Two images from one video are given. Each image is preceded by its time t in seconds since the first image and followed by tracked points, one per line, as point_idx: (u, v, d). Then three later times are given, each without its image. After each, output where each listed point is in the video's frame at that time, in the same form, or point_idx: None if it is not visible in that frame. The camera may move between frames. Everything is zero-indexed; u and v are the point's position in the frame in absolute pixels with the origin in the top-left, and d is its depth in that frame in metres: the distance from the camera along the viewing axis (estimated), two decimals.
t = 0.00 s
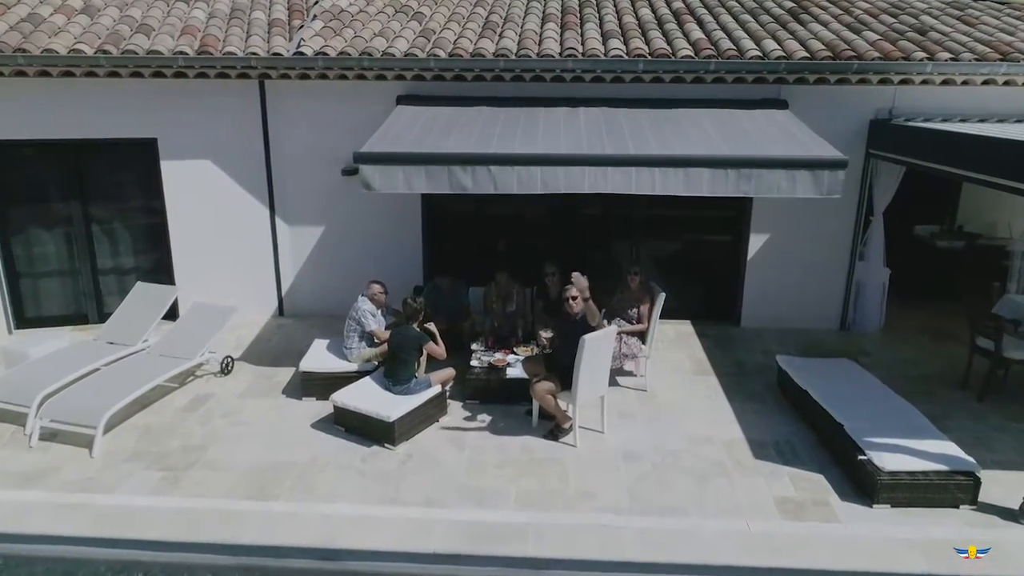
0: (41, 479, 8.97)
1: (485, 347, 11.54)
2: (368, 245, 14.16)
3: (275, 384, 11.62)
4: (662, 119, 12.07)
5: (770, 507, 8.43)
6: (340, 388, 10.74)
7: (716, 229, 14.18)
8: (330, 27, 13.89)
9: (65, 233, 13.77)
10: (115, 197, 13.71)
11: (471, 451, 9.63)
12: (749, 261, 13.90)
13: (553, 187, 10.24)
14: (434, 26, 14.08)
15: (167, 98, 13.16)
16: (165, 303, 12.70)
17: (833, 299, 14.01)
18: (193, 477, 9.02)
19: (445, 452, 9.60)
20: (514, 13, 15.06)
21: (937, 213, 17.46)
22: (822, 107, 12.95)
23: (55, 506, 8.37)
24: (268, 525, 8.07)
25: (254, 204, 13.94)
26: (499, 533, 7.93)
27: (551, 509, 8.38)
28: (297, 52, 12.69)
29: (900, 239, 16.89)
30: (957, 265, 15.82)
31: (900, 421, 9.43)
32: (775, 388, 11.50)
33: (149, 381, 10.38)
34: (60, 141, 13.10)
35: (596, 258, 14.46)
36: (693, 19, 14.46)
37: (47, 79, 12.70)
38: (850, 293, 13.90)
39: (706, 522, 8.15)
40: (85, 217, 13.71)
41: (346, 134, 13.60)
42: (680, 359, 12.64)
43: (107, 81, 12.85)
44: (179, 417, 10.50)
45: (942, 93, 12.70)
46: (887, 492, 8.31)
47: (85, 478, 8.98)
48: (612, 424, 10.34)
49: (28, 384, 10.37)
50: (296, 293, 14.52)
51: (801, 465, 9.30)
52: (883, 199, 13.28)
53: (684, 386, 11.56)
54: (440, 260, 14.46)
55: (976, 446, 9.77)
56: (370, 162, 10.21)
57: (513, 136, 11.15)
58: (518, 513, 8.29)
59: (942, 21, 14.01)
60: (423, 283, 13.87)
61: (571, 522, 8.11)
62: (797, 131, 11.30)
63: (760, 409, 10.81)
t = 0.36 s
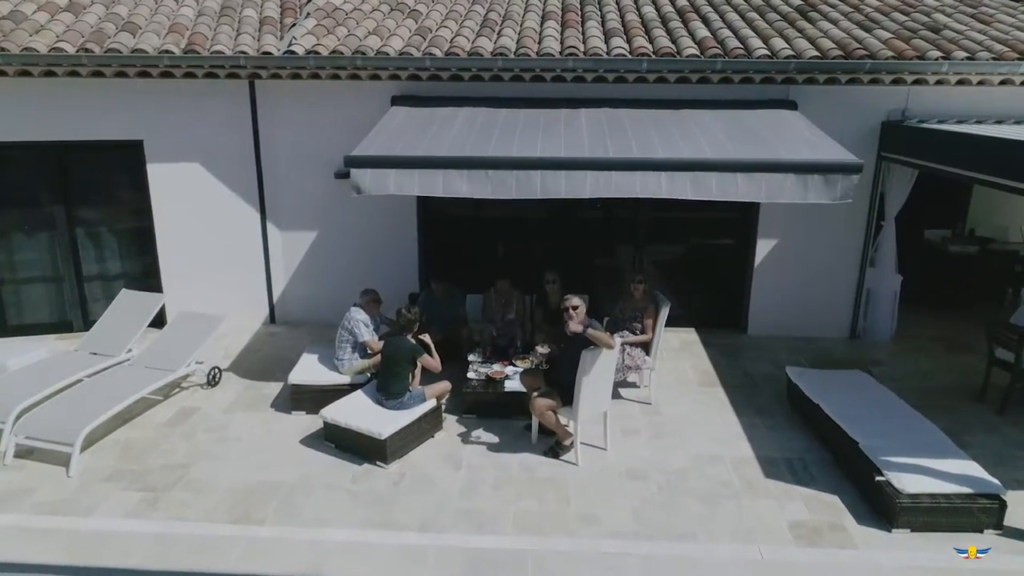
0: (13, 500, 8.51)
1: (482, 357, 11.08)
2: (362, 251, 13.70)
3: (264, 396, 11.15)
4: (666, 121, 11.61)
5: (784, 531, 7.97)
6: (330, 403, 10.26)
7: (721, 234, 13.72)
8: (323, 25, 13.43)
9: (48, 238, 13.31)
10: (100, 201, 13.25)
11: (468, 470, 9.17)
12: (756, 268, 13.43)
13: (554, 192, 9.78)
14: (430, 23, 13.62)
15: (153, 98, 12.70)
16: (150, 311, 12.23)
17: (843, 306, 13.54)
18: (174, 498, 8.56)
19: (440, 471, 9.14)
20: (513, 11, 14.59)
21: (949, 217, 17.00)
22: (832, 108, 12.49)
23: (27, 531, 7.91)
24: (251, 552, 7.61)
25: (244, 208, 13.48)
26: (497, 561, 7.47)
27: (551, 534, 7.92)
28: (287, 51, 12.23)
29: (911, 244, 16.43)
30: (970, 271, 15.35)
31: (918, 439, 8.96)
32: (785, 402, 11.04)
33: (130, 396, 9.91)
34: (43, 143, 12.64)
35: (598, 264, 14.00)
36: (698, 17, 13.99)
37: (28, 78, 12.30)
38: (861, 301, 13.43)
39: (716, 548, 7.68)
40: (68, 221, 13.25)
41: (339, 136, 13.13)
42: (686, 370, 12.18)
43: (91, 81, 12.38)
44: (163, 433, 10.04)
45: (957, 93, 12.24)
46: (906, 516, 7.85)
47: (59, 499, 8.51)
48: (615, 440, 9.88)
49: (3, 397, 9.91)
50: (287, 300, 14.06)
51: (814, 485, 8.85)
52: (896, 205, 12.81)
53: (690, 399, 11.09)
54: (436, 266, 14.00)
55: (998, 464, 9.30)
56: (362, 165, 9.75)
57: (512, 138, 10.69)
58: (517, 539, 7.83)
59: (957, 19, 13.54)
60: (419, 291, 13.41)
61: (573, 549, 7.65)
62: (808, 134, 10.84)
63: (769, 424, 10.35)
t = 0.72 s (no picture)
0: None
1: (480, 369, 10.57)
2: (355, 257, 13.20)
3: (251, 411, 10.65)
4: (673, 122, 11.10)
5: (800, 561, 7.46)
6: (320, 419, 9.74)
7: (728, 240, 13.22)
8: (315, 22, 12.91)
9: (28, 243, 12.80)
10: (82, 204, 12.76)
11: (464, 491, 8.67)
12: (765, 275, 12.93)
13: (555, 198, 9.28)
14: (426, 21, 13.11)
15: (137, 99, 12.21)
16: (131, 321, 11.69)
17: (855, 315, 13.04)
18: (152, 523, 8.06)
19: (435, 493, 8.64)
20: (512, 8, 14.07)
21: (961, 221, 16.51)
22: (844, 109, 11.99)
23: None
24: None
25: (233, 213, 12.99)
26: None
27: (552, 563, 7.42)
28: (277, 49, 11.72)
29: (923, 249, 15.92)
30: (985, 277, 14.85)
31: (940, 460, 8.46)
32: (796, 417, 10.54)
33: (107, 413, 9.40)
34: (23, 145, 12.15)
35: (600, 271, 13.51)
36: (704, 14, 13.49)
37: (6, 78, 11.82)
38: (874, 309, 12.94)
39: None
40: (49, 226, 12.75)
41: (330, 138, 12.63)
42: (692, 382, 11.68)
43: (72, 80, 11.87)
44: (143, 451, 9.54)
45: (976, 94, 11.73)
46: (931, 545, 7.34)
47: (29, 524, 8.01)
48: (620, 459, 9.37)
49: None
50: (278, 308, 13.56)
51: (831, 508, 8.34)
52: (910, 206, 12.33)
53: (697, 414, 10.58)
54: (433, 272, 13.50)
55: None
56: (352, 170, 9.25)
57: (511, 141, 10.19)
58: (516, 569, 7.32)
59: (973, 16, 13.03)
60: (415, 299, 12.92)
61: None
62: (821, 136, 10.34)
63: (781, 441, 9.84)
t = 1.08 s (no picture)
0: None
1: (476, 382, 10.12)
2: (347, 264, 12.75)
3: (237, 425, 10.20)
4: (677, 125, 10.66)
5: None
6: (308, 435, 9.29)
7: (734, 246, 12.77)
8: (305, 20, 12.46)
9: (9, 249, 12.36)
10: (64, 208, 12.32)
11: (458, 514, 8.22)
12: (772, 282, 12.47)
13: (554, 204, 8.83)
14: (421, 19, 12.66)
15: (121, 99, 11.78)
16: (112, 331, 11.23)
17: (865, 323, 12.59)
18: (127, 548, 7.62)
19: (428, 516, 8.20)
20: (510, 5, 13.62)
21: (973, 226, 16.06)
22: (855, 111, 11.55)
23: None
24: None
25: (221, 217, 12.54)
26: None
27: None
28: (265, 48, 11.27)
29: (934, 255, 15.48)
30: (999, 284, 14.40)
31: (961, 481, 8.01)
32: (806, 432, 10.08)
33: (84, 431, 8.95)
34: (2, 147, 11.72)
35: (600, 278, 13.07)
36: (709, 12, 13.04)
37: None
38: (885, 317, 12.49)
39: None
40: (30, 231, 12.31)
41: (321, 140, 12.18)
42: (697, 394, 11.23)
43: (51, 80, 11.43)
44: (122, 469, 9.10)
45: (992, 95, 11.28)
46: None
47: None
48: (622, 479, 8.92)
49: None
50: (268, 316, 13.11)
51: (845, 533, 7.88)
52: (922, 212, 11.86)
53: (703, 429, 10.14)
54: (428, 280, 13.05)
55: None
56: (341, 175, 8.80)
57: (508, 144, 9.74)
58: None
59: (988, 14, 12.57)
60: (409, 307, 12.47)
61: None
62: (831, 140, 9.89)
63: (792, 459, 9.39)
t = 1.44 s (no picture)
0: None
1: (471, 395, 9.67)
2: (339, 270, 12.31)
3: (222, 440, 9.78)
4: (681, 127, 10.23)
5: None
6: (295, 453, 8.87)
7: (739, 252, 12.34)
8: (295, 17, 12.01)
9: None
10: (46, 212, 11.90)
11: (452, 537, 7.79)
12: (778, 289, 12.04)
13: (553, 210, 8.40)
14: (415, 16, 12.22)
15: (103, 99, 11.35)
16: (94, 341, 10.80)
17: (875, 332, 12.16)
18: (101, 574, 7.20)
19: (420, 539, 7.77)
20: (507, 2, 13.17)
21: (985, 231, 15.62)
22: (865, 111, 11.12)
23: None
24: None
25: (208, 222, 12.11)
26: None
27: None
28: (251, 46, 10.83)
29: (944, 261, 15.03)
30: (1013, 291, 13.96)
31: (983, 504, 7.58)
32: (817, 448, 9.65)
33: (59, 449, 8.52)
34: None
35: (601, 285, 12.64)
36: (713, 9, 12.59)
37: None
38: (895, 325, 12.07)
39: None
40: (10, 235, 11.88)
41: (312, 142, 11.75)
42: (702, 406, 10.80)
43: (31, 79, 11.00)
44: (100, 487, 8.68)
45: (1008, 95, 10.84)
46: None
47: None
48: (625, 498, 8.49)
49: None
50: (257, 323, 12.68)
51: (860, 558, 7.46)
52: (936, 216, 11.46)
53: (708, 444, 9.70)
54: (423, 287, 12.63)
55: None
56: (328, 179, 8.37)
57: (504, 147, 9.30)
58: None
59: (1003, 10, 12.13)
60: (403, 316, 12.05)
61: None
62: (842, 143, 9.46)
63: (802, 477, 8.96)
